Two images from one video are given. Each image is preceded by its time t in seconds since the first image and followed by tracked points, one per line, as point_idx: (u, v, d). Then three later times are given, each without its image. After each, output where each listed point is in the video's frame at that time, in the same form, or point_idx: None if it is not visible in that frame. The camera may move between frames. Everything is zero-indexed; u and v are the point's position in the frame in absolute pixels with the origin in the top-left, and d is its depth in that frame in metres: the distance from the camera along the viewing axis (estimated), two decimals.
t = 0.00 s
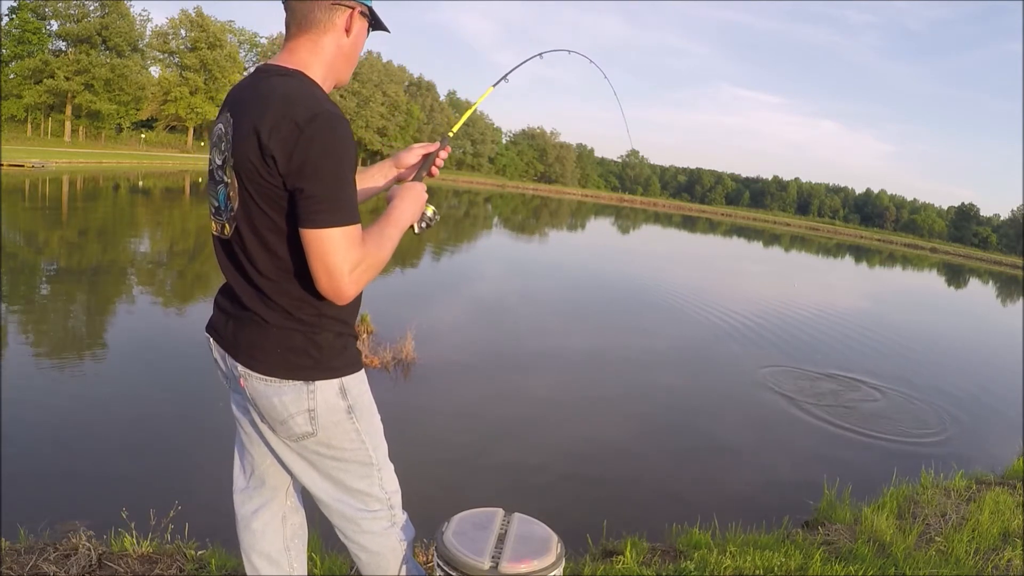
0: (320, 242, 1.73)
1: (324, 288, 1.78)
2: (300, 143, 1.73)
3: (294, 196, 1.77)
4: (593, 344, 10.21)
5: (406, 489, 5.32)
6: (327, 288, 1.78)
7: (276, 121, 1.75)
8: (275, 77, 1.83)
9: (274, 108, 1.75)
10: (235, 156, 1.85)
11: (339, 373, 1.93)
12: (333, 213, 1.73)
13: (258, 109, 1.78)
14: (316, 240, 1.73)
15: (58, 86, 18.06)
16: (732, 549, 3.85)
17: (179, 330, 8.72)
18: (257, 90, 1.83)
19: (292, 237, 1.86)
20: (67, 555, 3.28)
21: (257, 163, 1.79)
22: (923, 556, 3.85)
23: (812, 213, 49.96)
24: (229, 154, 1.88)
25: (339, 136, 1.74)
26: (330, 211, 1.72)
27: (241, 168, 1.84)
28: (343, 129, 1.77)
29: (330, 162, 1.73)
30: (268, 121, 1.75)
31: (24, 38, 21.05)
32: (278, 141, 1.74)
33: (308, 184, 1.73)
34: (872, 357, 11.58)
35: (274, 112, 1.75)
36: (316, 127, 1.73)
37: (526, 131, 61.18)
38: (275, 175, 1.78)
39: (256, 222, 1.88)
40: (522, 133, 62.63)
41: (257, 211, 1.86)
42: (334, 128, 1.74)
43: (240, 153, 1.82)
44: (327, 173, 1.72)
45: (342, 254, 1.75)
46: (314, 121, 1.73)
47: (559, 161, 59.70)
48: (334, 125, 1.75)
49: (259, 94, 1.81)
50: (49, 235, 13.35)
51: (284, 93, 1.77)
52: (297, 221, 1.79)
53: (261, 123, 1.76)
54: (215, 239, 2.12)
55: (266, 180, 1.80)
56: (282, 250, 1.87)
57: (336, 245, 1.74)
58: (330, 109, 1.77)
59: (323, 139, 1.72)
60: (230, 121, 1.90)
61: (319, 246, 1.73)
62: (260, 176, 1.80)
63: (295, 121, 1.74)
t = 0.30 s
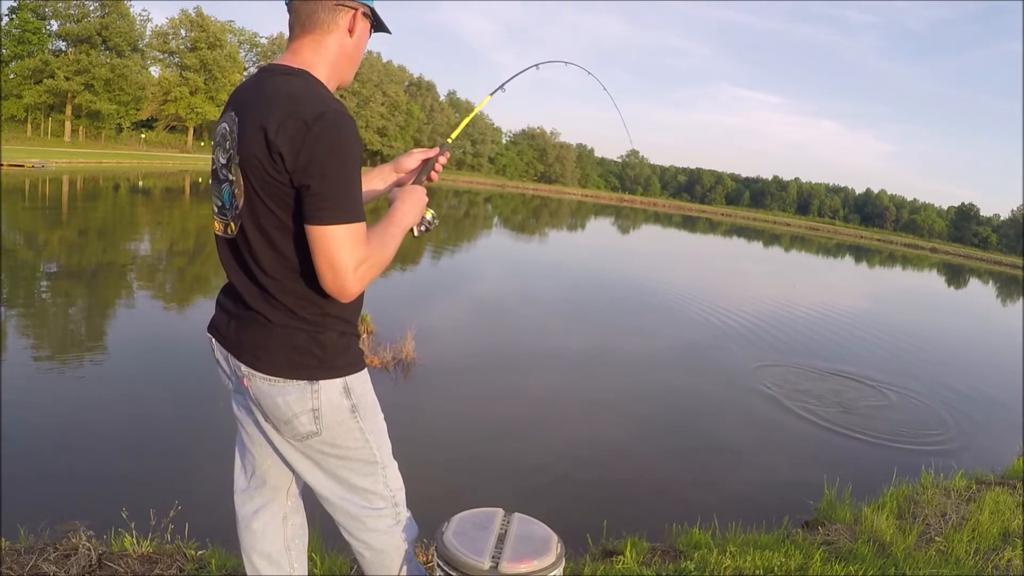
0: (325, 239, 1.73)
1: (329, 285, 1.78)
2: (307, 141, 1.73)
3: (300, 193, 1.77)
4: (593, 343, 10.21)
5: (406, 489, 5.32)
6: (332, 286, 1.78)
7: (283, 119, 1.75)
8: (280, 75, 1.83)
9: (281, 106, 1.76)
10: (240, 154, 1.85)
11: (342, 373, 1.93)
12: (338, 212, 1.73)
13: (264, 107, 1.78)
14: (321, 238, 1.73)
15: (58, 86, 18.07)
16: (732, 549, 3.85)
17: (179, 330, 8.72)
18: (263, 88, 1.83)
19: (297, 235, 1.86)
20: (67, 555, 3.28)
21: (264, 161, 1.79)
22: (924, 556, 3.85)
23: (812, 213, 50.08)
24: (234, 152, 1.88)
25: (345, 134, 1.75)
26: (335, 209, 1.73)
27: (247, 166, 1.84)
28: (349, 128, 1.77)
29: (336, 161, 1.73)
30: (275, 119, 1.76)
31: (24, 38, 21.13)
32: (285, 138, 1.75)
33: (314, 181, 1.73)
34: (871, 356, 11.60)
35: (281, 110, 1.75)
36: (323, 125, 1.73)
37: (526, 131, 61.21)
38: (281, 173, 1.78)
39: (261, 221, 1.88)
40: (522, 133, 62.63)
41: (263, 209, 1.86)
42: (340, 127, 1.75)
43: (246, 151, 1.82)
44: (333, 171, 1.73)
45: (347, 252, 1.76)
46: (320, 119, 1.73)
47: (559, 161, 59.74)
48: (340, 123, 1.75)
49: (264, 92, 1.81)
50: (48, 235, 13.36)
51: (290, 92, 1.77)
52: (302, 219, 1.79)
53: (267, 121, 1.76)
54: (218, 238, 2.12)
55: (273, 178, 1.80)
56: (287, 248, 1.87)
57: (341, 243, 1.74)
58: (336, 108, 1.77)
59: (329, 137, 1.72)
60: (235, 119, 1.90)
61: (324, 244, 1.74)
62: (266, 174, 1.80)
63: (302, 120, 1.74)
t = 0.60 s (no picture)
0: (327, 235, 1.73)
1: (331, 282, 1.78)
2: (309, 138, 1.73)
3: (302, 190, 1.78)
4: (593, 343, 10.22)
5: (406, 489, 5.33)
6: (333, 283, 1.78)
7: (286, 117, 1.75)
8: (283, 74, 1.83)
9: (283, 104, 1.76)
10: (243, 152, 1.85)
11: (344, 372, 1.93)
12: (340, 209, 1.73)
13: (266, 105, 1.79)
14: (323, 235, 1.73)
15: (58, 86, 18.06)
16: (732, 549, 3.85)
17: (179, 330, 8.72)
18: (265, 88, 1.83)
19: (299, 232, 1.86)
20: (67, 555, 3.28)
21: (266, 159, 1.79)
22: (923, 556, 3.85)
23: (812, 213, 50.11)
24: (236, 151, 1.88)
25: (346, 133, 1.75)
26: (337, 206, 1.73)
27: (250, 164, 1.84)
28: (350, 126, 1.77)
29: (337, 158, 1.73)
30: (277, 117, 1.76)
31: (24, 38, 21.15)
32: (288, 135, 1.75)
33: (316, 178, 1.73)
34: (871, 356, 11.61)
35: (283, 108, 1.75)
36: (325, 123, 1.73)
37: (526, 131, 61.25)
38: (284, 170, 1.78)
39: (263, 218, 1.88)
40: (522, 133, 62.64)
41: (264, 206, 1.86)
42: (341, 125, 1.75)
43: (248, 150, 1.82)
44: (334, 169, 1.73)
45: (348, 249, 1.76)
46: (322, 117, 1.73)
47: (559, 160, 59.70)
48: (343, 121, 1.75)
49: (266, 91, 1.81)
50: (48, 235, 13.36)
51: (292, 90, 1.77)
52: (304, 217, 1.79)
53: (269, 120, 1.76)
54: (219, 238, 2.11)
55: (275, 176, 1.80)
56: (289, 246, 1.87)
57: (342, 240, 1.74)
58: (337, 107, 1.77)
59: (331, 135, 1.73)
60: (237, 118, 1.90)
61: (326, 239, 1.74)
62: (269, 171, 1.80)
63: (304, 117, 1.74)
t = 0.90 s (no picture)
0: (327, 232, 1.73)
1: (331, 280, 1.78)
2: (311, 135, 1.73)
3: (304, 187, 1.77)
4: (593, 344, 10.22)
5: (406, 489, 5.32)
6: (334, 280, 1.78)
7: (288, 115, 1.75)
8: (284, 73, 1.83)
9: (285, 102, 1.76)
10: (245, 150, 1.85)
11: (345, 371, 1.93)
12: (341, 206, 1.73)
13: (268, 103, 1.79)
14: (323, 232, 1.73)
15: (58, 86, 18.07)
16: (732, 549, 3.85)
17: (179, 330, 8.71)
18: (266, 87, 1.83)
19: (300, 230, 1.86)
20: (67, 555, 3.28)
21: (268, 156, 1.79)
22: (924, 556, 3.85)
23: (812, 213, 50.11)
24: (238, 149, 1.88)
25: (348, 132, 1.75)
26: (338, 203, 1.73)
27: (252, 161, 1.84)
28: (352, 124, 1.77)
29: (338, 155, 1.73)
30: (279, 115, 1.76)
31: (24, 38, 21.15)
32: (290, 133, 1.75)
33: (317, 175, 1.73)
34: (870, 356, 11.62)
35: (285, 106, 1.76)
36: (326, 120, 1.73)
37: (526, 131, 61.24)
38: (286, 167, 1.78)
39: (265, 216, 1.88)
40: (522, 133, 62.63)
41: (266, 204, 1.86)
42: (343, 123, 1.75)
43: (251, 147, 1.82)
44: (335, 167, 1.73)
45: (349, 247, 1.76)
46: (324, 115, 1.74)
47: (559, 160, 59.71)
48: (344, 119, 1.75)
49: (268, 90, 1.81)
50: (48, 235, 13.36)
51: (293, 88, 1.77)
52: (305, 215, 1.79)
53: (271, 118, 1.76)
54: (221, 237, 2.11)
55: (277, 173, 1.80)
56: (291, 244, 1.87)
57: (342, 236, 1.74)
58: (339, 105, 1.77)
59: (333, 134, 1.73)
60: (239, 117, 1.90)
61: (326, 237, 1.74)
62: (270, 168, 1.80)
63: (306, 115, 1.74)
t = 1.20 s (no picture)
0: (329, 232, 1.73)
1: (333, 279, 1.78)
2: (311, 135, 1.73)
3: (305, 188, 1.78)
4: (593, 344, 10.22)
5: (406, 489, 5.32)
6: (336, 280, 1.78)
7: (289, 115, 1.75)
8: (284, 73, 1.83)
9: (285, 101, 1.76)
10: (246, 149, 1.85)
11: (346, 371, 1.93)
12: (342, 205, 1.73)
13: (268, 103, 1.79)
14: (323, 231, 1.73)
15: (58, 86, 18.05)
16: (732, 549, 3.85)
17: (179, 330, 8.71)
18: (266, 87, 1.83)
19: (300, 230, 1.86)
20: (67, 555, 3.28)
21: (269, 156, 1.79)
22: (923, 556, 3.85)
23: (812, 213, 50.21)
24: (239, 148, 1.88)
25: (348, 131, 1.75)
26: (338, 203, 1.73)
27: (252, 161, 1.84)
28: (353, 124, 1.77)
29: (339, 154, 1.73)
30: (279, 115, 1.76)
31: (24, 38, 21.12)
32: (291, 133, 1.75)
33: (318, 175, 1.73)
34: (870, 356, 11.62)
35: (285, 106, 1.76)
36: (327, 120, 1.73)
37: (526, 131, 61.22)
38: (288, 166, 1.78)
39: (266, 216, 1.88)
40: (522, 133, 62.60)
41: (267, 203, 1.86)
42: (344, 123, 1.75)
43: (251, 147, 1.82)
44: (336, 166, 1.73)
45: (350, 246, 1.76)
46: (324, 115, 1.74)
47: (559, 161, 59.72)
48: (344, 120, 1.75)
49: (268, 90, 1.81)
50: (48, 235, 13.35)
51: (292, 89, 1.77)
52: (307, 215, 1.79)
53: (272, 117, 1.77)
54: (221, 237, 2.11)
55: (278, 173, 1.80)
56: (292, 244, 1.87)
57: (343, 236, 1.74)
58: (339, 104, 1.77)
59: (334, 134, 1.73)
60: (239, 118, 1.90)
61: (328, 236, 1.74)
62: (271, 168, 1.80)
63: (306, 115, 1.74)
